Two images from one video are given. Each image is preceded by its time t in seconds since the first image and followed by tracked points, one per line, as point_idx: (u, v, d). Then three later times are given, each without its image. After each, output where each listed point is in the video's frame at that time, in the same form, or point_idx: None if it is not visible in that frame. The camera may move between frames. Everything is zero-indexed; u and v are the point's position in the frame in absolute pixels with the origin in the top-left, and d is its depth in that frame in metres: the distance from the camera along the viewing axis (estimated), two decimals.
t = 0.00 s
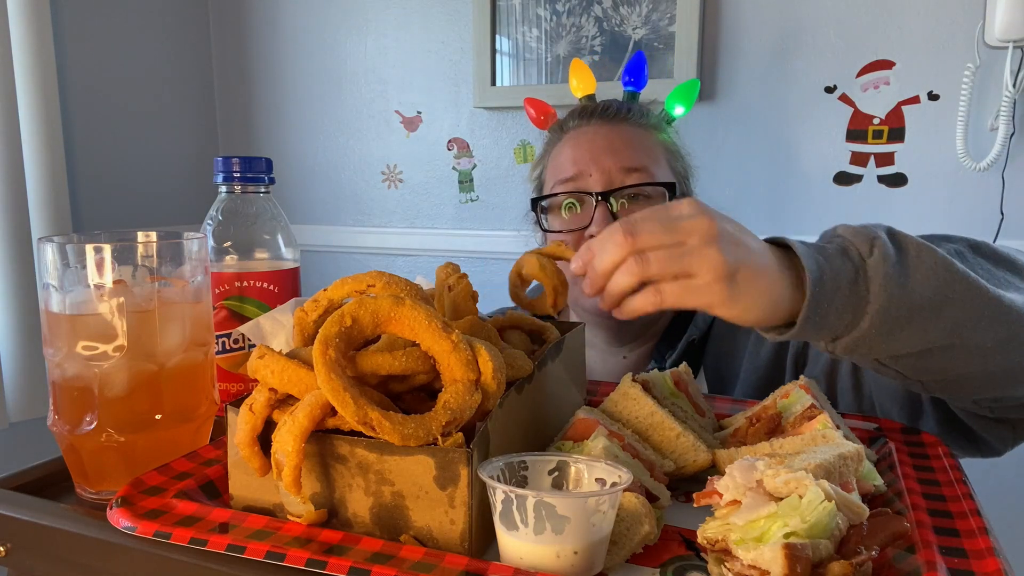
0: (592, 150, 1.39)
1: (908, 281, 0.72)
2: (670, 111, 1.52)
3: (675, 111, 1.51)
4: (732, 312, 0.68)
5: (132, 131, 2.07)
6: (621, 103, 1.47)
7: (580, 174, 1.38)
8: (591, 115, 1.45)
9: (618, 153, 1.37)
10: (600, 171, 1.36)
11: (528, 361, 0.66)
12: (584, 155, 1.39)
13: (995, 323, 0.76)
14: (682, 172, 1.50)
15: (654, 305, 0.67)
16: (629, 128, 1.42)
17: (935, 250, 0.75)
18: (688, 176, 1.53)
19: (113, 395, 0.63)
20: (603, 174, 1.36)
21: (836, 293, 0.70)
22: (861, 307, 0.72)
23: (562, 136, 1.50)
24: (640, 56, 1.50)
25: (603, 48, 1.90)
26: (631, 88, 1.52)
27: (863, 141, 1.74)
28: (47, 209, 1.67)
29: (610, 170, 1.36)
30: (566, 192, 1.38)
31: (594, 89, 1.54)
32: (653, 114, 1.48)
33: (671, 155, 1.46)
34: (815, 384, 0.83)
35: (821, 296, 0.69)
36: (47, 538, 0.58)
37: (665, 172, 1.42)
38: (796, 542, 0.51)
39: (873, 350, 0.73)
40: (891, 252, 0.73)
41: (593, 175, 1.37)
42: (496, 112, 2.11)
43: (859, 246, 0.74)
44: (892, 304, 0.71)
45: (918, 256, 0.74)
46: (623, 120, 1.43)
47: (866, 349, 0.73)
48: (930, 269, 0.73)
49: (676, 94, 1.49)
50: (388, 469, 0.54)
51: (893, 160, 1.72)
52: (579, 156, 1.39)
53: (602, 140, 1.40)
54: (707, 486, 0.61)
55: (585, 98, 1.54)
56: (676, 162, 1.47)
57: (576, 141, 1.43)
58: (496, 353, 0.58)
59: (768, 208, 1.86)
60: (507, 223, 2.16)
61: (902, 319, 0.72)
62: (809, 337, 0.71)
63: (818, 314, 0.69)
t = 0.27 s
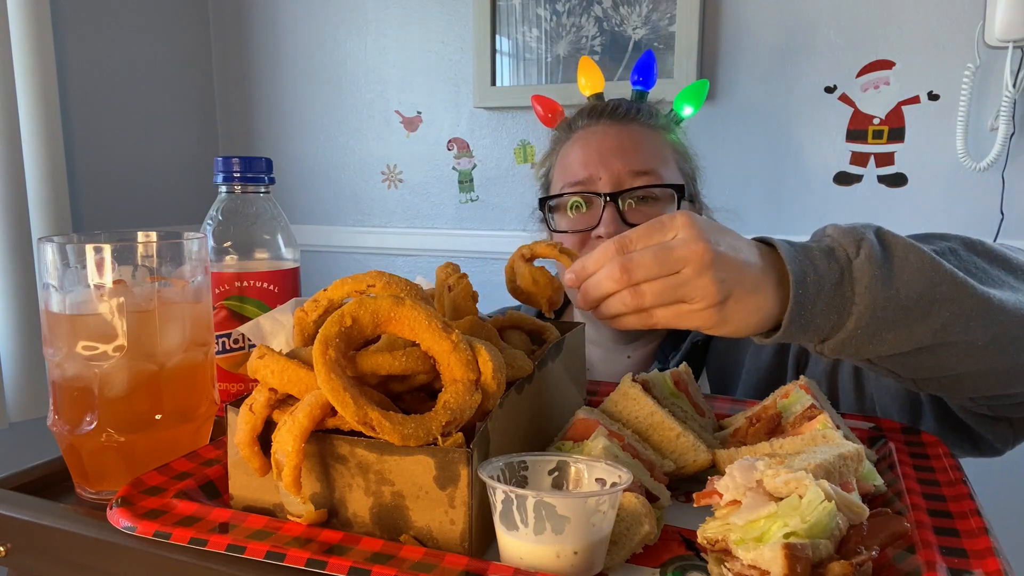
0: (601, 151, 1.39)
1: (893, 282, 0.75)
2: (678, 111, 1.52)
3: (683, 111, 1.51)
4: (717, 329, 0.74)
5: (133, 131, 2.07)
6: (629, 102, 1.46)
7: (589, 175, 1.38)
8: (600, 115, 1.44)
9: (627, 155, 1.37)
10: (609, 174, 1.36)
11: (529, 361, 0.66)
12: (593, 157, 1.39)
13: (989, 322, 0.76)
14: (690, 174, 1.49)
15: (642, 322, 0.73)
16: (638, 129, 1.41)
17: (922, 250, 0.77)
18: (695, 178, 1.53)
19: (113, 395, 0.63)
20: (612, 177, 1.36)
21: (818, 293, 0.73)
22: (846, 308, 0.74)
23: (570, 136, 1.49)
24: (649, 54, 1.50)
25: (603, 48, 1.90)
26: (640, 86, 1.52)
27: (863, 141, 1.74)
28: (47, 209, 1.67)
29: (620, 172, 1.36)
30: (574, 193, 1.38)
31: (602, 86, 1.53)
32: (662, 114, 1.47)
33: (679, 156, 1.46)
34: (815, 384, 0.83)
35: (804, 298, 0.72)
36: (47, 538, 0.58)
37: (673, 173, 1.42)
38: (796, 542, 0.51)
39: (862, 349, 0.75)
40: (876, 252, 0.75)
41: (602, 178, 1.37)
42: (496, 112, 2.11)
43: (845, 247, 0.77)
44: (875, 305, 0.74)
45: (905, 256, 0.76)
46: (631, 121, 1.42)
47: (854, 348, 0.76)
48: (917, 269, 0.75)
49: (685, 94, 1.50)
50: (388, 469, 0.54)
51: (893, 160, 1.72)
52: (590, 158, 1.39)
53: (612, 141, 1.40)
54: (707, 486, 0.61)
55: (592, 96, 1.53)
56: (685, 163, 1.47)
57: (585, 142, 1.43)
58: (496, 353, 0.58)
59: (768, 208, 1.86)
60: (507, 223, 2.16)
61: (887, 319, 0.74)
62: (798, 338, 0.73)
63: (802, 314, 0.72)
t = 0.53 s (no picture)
0: (612, 149, 1.39)
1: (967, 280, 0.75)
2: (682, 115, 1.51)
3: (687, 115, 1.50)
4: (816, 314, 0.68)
5: (133, 131, 2.07)
6: (639, 102, 1.46)
7: (600, 172, 1.38)
8: (610, 113, 1.44)
9: (637, 155, 1.38)
10: (620, 172, 1.37)
11: (529, 361, 0.66)
12: (605, 154, 1.39)
13: None
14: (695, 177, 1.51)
15: (748, 313, 0.64)
16: (647, 129, 1.42)
17: (995, 252, 0.77)
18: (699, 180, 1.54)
19: (113, 395, 0.63)
20: (623, 175, 1.37)
21: (895, 285, 0.73)
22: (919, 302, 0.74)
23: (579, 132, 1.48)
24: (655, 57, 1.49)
25: (604, 48, 1.90)
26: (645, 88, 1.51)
27: (863, 141, 1.74)
28: (47, 209, 1.67)
29: (630, 171, 1.37)
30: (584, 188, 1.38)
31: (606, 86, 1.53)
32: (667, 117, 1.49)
33: (684, 157, 1.47)
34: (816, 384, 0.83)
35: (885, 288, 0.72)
36: (47, 538, 0.58)
37: (680, 175, 1.43)
38: (796, 542, 0.51)
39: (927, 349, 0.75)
40: (949, 251, 0.76)
41: (614, 175, 1.37)
42: (496, 112, 2.11)
43: (918, 245, 0.78)
44: (949, 302, 0.73)
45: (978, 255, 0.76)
46: (640, 120, 1.43)
47: (920, 351, 0.76)
48: (989, 267, 0.75)
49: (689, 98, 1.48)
50: (388, 469, 0.54)
51: (893, 160, 1.72)
52: (601, 155, 1.39)
53: (622, 139, 1.40)
54: (707, 486, 0.61)
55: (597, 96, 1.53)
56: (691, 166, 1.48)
57: (594, 139, 1.43)
58: (496, 353, 0.58)
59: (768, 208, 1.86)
60: (507, 223, 2.16)
61: (958, 317, 0.74)
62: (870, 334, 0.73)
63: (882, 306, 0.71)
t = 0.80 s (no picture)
0: (627, 145, 1.39)
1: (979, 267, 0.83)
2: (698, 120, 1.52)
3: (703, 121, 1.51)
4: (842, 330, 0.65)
5: (133, 131, 2.07)
6: (654, 101, 1.47)
7: (615, 165, 1.38)
8: (627, 110, 1.44)
9: (651, 151, 1.38)
10: (634, 167, 1.37)
11: (529, 361, 0.66)
12: (620, 148, 1.39)
13: None
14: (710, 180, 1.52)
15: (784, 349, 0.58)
16: (663, 128, 1.42)
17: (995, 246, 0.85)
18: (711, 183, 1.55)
19: (113, 396, 0.63)
20: (636, 170, 1.37)
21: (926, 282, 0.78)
22: (945, 293, 0.81)
23: (594, 127, 1.48)
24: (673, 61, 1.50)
25: (604, 48, 1.90)
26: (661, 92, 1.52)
27: (863, 142, 1.74)
28: (47, 209, 1.67)
29: (644, 167, 1.37)
30: (596, 181, 1.38)
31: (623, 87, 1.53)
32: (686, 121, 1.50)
33: (701, 160, 1.48)
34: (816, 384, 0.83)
35: (920, 284, 0.77)
36: (47, 539, 0.58)
37: (693, 175, 1.43)
38: (796, 542, 0.51)
39: (958, 343, 0.81)
40: (958, 238, 0.84)
41: (627, 170, 1.37)
42: (495, 112, 2.11)
43: (927, 242, 0.85)
44: (964, 292, 0.81)
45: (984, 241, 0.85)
46: (657, 119, 1.43)
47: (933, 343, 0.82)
48: (999, 253, 0.84)
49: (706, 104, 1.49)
50: (388, 468, 0.54)
51: (893, 160, 1.72)
52: (616, 149, 1.39)
53: (639, 135, 1.40)
54: (706, 486, 0.61)
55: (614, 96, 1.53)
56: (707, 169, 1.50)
57: (610, 134, 1.42)
58: (497, 353, 0.58)
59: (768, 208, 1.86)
60: (507, 223, 2.16)
61: (982, 307, 0.81)
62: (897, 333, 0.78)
63: (919, 305, 0.77)
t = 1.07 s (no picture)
0: (624, 148, 1.39)
1: (949, 281, 0.83)
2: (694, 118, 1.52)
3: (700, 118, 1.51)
4: (823, 408, 0.60)
5: (132, 131, 2.07)
6: (651, 103, 1.46)
7: (611, 172, 1.38)
8: (623, 113, 1.45)
9: (649, 155, 1.37)
10: (630, 173, 1.37)
11: (529, 361, 0.66)
12: (617, 153, 1.39)
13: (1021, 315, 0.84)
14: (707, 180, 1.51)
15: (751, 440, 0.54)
16: (660, 130, 1.42)
17: (960, 252, 0.85)
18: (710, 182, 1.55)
19: (113, 395, 0.63)
20: (633, 176, 1.37)
21: (898, 309, 0.79)
22: (913, 317, 0.82)
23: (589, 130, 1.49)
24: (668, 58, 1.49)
25: (604, 48, 1.90)
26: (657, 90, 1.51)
27: (863, 142, 1.74)
28: (48, 209, 1.67)
29: (641, 172, 1.37)
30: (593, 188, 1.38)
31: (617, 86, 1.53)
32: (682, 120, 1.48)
33: (696, 160, 1.47)
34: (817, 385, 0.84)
35: (890, 317, 0.77)
36: (47, 539, 0.58)
37: (691, 177, 1.43)
38: (797, 542, 0.51)
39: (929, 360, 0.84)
40: (922, 252, 0.83)
41: (624, 176, 1.37)
42: (496, 112, 2.11)
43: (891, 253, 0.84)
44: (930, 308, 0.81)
45: (953, 251, 0.85)
46: (654, 121, 1.43)
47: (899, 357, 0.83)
48: (967, 263, 0.84)
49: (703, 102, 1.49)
50: (388, 468, 0.54)
51: (893, 160, 1.72)
52: (613, 154, 1.39)
53: (634, 139, 1.40)
54: (706, 487, 0.61)
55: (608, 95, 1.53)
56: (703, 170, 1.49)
57: (607, 137, 1.43)
58: (496, 353, 0.58)
59: (768, 208, 1.86)
60: (507, 223, 2.16)
61: (952, 324, 0.82)
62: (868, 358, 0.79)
63: (890, 340, 0.78)
